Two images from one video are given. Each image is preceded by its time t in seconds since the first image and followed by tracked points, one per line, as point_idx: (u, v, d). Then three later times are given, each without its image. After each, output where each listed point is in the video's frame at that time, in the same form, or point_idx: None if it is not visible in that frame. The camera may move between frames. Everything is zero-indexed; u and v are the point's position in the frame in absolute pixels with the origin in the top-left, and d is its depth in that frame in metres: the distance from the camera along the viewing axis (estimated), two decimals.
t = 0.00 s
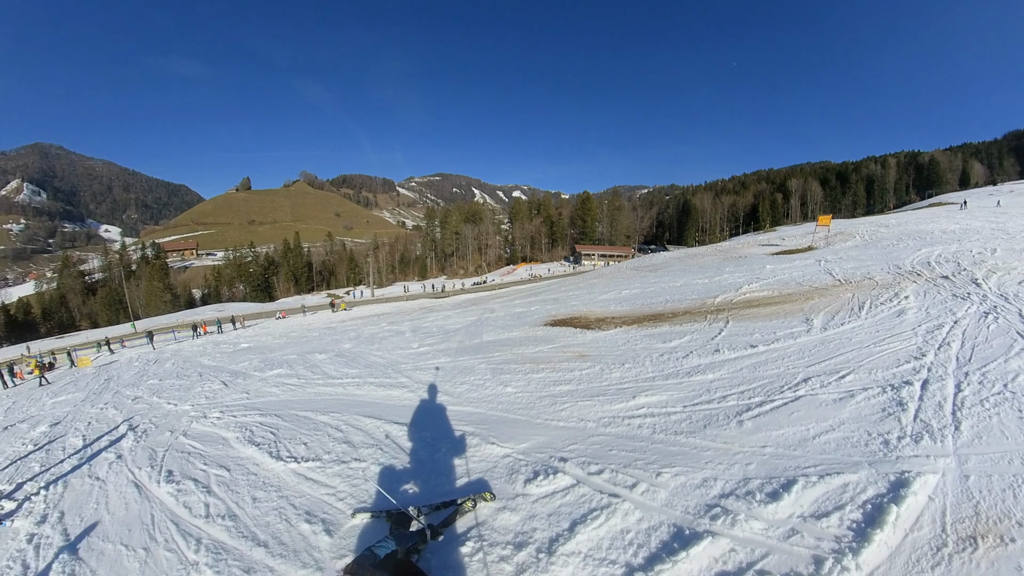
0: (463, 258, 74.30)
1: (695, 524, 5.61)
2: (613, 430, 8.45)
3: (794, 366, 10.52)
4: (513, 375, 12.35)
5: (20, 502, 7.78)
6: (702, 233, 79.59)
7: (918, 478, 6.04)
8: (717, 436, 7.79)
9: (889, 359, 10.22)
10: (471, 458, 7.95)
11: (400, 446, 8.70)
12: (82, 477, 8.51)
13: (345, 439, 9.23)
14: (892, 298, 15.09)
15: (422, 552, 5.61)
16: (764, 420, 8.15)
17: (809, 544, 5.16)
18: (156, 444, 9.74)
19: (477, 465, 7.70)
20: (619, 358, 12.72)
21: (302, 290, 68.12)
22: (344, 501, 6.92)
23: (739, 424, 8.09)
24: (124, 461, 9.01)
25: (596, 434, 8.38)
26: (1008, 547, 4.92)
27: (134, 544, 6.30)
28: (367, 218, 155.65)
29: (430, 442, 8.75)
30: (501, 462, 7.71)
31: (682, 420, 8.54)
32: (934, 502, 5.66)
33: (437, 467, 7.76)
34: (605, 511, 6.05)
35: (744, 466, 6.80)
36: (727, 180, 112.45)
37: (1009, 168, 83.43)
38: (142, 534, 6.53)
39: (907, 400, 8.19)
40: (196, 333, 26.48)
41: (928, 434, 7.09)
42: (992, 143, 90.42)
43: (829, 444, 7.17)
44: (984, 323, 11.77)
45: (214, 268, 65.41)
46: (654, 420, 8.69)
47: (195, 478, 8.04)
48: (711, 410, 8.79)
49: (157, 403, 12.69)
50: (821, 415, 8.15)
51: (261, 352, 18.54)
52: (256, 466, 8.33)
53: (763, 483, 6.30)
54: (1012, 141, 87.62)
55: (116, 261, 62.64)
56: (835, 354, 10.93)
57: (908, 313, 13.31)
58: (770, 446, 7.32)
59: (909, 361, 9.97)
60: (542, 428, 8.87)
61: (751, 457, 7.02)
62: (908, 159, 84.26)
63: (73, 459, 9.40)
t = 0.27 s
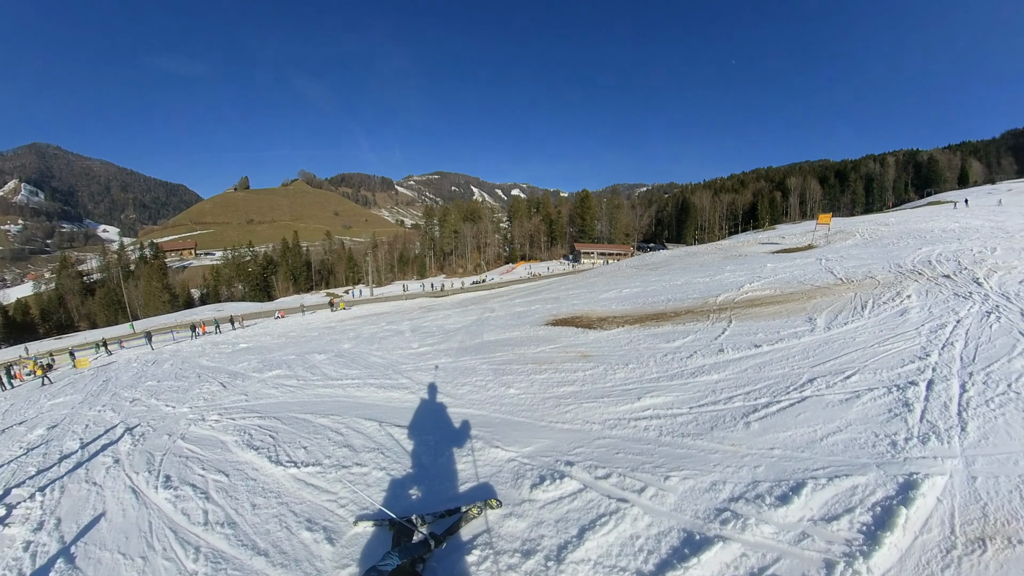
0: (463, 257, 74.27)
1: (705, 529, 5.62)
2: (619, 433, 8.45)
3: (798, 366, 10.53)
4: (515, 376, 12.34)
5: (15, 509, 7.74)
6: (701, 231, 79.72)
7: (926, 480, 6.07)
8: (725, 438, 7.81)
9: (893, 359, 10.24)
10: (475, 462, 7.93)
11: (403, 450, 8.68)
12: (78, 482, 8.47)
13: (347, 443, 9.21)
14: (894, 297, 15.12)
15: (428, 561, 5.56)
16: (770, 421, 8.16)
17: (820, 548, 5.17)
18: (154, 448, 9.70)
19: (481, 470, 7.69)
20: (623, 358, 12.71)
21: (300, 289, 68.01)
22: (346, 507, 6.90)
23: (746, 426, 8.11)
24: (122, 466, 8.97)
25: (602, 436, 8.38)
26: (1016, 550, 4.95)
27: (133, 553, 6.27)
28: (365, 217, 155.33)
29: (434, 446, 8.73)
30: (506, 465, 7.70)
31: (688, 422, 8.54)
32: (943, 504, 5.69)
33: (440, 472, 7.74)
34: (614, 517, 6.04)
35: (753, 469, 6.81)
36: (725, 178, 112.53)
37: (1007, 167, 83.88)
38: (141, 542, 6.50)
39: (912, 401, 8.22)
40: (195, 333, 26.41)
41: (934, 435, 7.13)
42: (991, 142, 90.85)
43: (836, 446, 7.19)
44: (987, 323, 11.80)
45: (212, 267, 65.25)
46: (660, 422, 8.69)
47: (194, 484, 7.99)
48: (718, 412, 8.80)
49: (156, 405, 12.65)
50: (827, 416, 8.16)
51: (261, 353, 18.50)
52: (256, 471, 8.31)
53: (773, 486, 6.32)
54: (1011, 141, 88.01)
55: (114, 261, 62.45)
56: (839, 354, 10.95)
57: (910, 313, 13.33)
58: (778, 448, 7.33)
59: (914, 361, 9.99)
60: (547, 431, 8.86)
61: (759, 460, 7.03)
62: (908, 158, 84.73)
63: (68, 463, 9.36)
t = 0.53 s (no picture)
0: (463, 253, 74.24)
1: (712, 528, 5.64)
2: (624, 431, 8.46)
3: (802, 364, 10.54)
4: (517, 374, 12.35)
5: (16, 511, 7.78)
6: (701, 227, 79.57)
7: (932, 479, 6.08)
8: (730, 436, 7.82)
9: (897, 357, 10.25)
10: (478, 461, 7.95)
11: (406, 448, 8.71)
12: (79, 483, 8.51)
13: (349, 441, 9.23)
14: (896, 295, 15.09)
15: (434, 562, 5.58)
16: (775, 420, 8.17)
17: (827, 547, 5.20)
18: (155, 448, 9.73)
19: (484, 469, 7.70)
20: (626, 355, 12.72)
21: (300, 286, 68.02)
22: (349, 507, 6.92)
23: (751, 424, 8.12)
24: (123, 466, 9.00)
25: (606, 434, 8.40)
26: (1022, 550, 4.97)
27: (135, 555, 6.31)
28: (365, 213, 155.07)
29: (437, 444, 8.75)
30: (510, 464, 7.71)
31: (692, 420, 8.57)
32: (949, 503, 5.71)
33: (444, 471, 7.75)
34: (620, 516, 6.06)
35: (758, 467, 6.83)
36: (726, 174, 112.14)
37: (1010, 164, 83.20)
38: (144, 543, 6.53)
39: (917, 400, 8.22)
40: (196, 331, 26.43)
41: (940, 434, 7.14)
42: (994, 140, 90.64)
43: (842, 444, 7.20)
44: (990, 322, 11.78)
45: (212, 265, 65.21)
46: (665, 420, 8.70)
47: (197, 484, 8.02)
48: (722, 409, 8.82)
49: (157, 404, 12.67)
50: (832, 414, 8.17)
51: (262, 350, 18.51)
52: (258, 471, 8.33)
53: (779, 485, 6.34)
54: (1014, 139, 87.80)
55: (114, 260, 62.41)
56: (843, 352, 10.94)
57: (913, 311, 13.30)
58: (783, 446, 7.35)
59: (917, 359, 9.99)
60: (550, 429, 8.88)
61: (765, 458, 7.04)
62: (910, 155, 84.60)
63: (69, 464, 9.39)
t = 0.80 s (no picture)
0: (466, 248, 74.29)
1: (709, 520, 5.69)
2: (624, 424, 8.50)
3: (802, 359, 10.53)
4: (519, 367, 12.41)
5: (26, 504, 7.96)
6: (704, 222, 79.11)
7: (929, 476, 6.08)
8: (729, 430, 7.83)
9: (897, 354, 10.21)
10: (479, 452, 8.01)
11: (407, 440, 8.79)
12: (87, 476, 8.67)
13: (352, 434, 9.33)
14: (899, 292, 15.01)
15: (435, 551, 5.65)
16: (774, 414, 8.19)
17: (822, 541, 5.23)
18: (161, 442, 9.89)
19: (485, 460, 7.76)
20: (627, 349, 12.74)
21: (303, 281, 68.33)
22: (352, 498, 7.01)
23: (751, 419, 8.13)
24: (130, 460, 9.15)
25: (607, 427, 8.44)
26: (1016, 547, 4.98)
27: (142, 546, 6.43)
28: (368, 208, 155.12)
29: (439, 437, 8.82)
30: (510, 456, 7.78)
31: (692, 413, 8.59)
32: (945, 500, 5.71)
33: (445, 463, 7.82)
34: (619, 507, 6.12)
35: (756, 461, 6.85)
36: (730, 169, 111.26)
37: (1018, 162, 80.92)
38: (150, 535, 6.66)
39: (916, 397, 8.20)
40: (200, 327, 26.67)
41: (938, 432, 7.13)
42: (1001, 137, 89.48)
43: (840, 440, 7.20)
44: (993, 320, 11.70)
45: (215, 261, 65.58)
46: (665, 413, 8.73)
47: (201, 477, 8.15)
48: (722, 403, 8.83)
49: (162, 399, 12.84)
50: (832, 409, 8.17)
51: (265, 345, 18.67)
52: (262, 463, 8.45)
53: (776, 479, 6.37)
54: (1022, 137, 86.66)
55: (118, 257, 62.85)
56: (844, 348, 10.91)
57: (915, 308, 13.24)
58: (782, 440, 7.36)
59: (918, 357, 9.95)
60: (551, 421, 8.93)
61: (763, 452, 7.07)
62: (915, 151, 83.67)
63: (77, 458, 9.57)
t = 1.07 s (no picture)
0: (472, 242, 74.32)
1: (719, 517, 5.68)
2: (633, 420, 8.49)
3: (812, 356, 10.43)
4: (527, 361, 12.43)
5: (38, 499, 8.18)
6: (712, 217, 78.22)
7: (939, 476, 6.01)
8: (738, 427, 7.79)
9: (907, 353, 10.06)
10: (487, 447, 8.05)
11: (415, 435, 8.87)
12: (97, 471, 8.85)
13: (360, 428, 9.42)
14: (909, 290, 14.75)
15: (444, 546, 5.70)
16: (784, 411, 8.13)
17: (832, 540, 5.20)
18: (170, 436, 10.06)
19: (494, 455, 7.79)
20: (635, 344, 12.69)
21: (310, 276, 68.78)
22: (360, 493, 7.11)
23: (760, 416, 8.07)
24: (140, 454, 9.33)
25: (616, 423, 8.44)
26: None
27: (152, 540, 6.56)
28: (374, 203, 155.47)
29: (447, 431, 8.87)
30: (519, 451, 7.80)
31: (701, 409, 8.55)
32: (956, 501, 5.64)
33: (453, 457, 7.87)
34: (629, 503, 6.13)
35: (766, 458, 6.82)
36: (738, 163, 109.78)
37: None
38: (160, 529, 6.79)
39: (927, 397, 8.08)
40: (208, 322, 26.99)
41: (949, 432, 7.02)
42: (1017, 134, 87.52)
43: (850, 438, 7.13)
44: (1005, 321, 11.47)
45: (222, 256, 66.15)
46: (674, 409, 8.69)
47: (210, 471, 8.28)
48: (732, 400, 8.78)
49: (170, 393, 13.05)
50: (841, 408, 8.09)
51: (272, 339, 18.85)
52: (270, 457, 8.58)
53: (786, 477, 6.32)
54: None
55: (126, 253, 63.61)
56: (854, 346, 10.77)
57: (926, 307, 13.00)
58: (792, 438, 7.30)
59: (929, 356, 9.79)
60: (560, 416, 8.94)
61: (773, 450, 7.01)
62: (926, 147, 82.00)
63: (87, 452, 9.79)
